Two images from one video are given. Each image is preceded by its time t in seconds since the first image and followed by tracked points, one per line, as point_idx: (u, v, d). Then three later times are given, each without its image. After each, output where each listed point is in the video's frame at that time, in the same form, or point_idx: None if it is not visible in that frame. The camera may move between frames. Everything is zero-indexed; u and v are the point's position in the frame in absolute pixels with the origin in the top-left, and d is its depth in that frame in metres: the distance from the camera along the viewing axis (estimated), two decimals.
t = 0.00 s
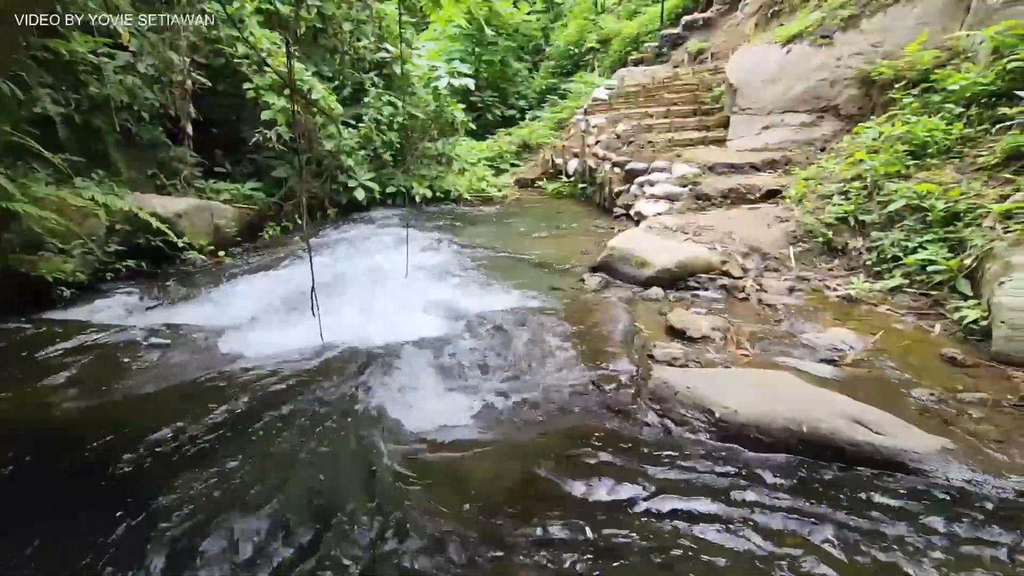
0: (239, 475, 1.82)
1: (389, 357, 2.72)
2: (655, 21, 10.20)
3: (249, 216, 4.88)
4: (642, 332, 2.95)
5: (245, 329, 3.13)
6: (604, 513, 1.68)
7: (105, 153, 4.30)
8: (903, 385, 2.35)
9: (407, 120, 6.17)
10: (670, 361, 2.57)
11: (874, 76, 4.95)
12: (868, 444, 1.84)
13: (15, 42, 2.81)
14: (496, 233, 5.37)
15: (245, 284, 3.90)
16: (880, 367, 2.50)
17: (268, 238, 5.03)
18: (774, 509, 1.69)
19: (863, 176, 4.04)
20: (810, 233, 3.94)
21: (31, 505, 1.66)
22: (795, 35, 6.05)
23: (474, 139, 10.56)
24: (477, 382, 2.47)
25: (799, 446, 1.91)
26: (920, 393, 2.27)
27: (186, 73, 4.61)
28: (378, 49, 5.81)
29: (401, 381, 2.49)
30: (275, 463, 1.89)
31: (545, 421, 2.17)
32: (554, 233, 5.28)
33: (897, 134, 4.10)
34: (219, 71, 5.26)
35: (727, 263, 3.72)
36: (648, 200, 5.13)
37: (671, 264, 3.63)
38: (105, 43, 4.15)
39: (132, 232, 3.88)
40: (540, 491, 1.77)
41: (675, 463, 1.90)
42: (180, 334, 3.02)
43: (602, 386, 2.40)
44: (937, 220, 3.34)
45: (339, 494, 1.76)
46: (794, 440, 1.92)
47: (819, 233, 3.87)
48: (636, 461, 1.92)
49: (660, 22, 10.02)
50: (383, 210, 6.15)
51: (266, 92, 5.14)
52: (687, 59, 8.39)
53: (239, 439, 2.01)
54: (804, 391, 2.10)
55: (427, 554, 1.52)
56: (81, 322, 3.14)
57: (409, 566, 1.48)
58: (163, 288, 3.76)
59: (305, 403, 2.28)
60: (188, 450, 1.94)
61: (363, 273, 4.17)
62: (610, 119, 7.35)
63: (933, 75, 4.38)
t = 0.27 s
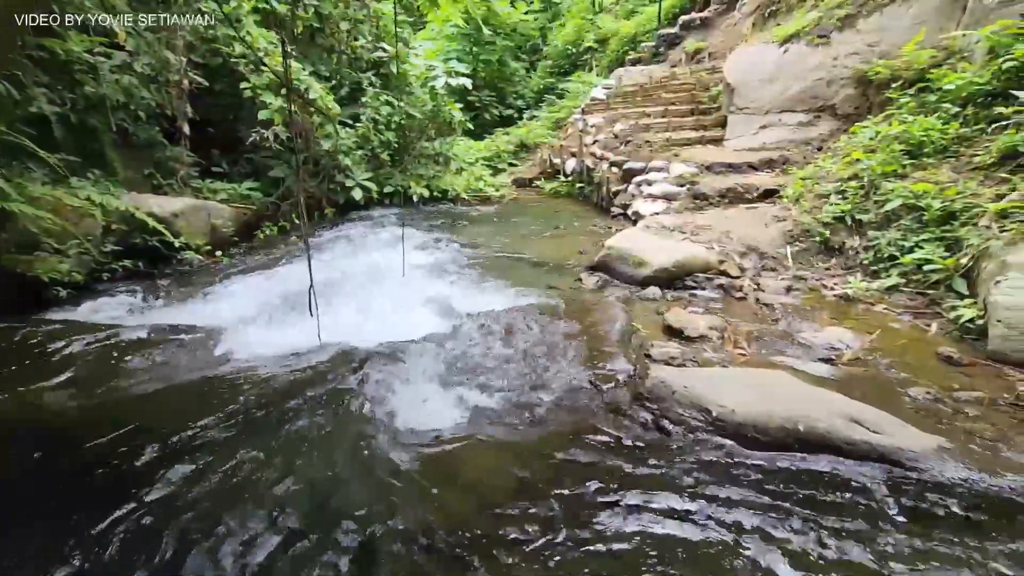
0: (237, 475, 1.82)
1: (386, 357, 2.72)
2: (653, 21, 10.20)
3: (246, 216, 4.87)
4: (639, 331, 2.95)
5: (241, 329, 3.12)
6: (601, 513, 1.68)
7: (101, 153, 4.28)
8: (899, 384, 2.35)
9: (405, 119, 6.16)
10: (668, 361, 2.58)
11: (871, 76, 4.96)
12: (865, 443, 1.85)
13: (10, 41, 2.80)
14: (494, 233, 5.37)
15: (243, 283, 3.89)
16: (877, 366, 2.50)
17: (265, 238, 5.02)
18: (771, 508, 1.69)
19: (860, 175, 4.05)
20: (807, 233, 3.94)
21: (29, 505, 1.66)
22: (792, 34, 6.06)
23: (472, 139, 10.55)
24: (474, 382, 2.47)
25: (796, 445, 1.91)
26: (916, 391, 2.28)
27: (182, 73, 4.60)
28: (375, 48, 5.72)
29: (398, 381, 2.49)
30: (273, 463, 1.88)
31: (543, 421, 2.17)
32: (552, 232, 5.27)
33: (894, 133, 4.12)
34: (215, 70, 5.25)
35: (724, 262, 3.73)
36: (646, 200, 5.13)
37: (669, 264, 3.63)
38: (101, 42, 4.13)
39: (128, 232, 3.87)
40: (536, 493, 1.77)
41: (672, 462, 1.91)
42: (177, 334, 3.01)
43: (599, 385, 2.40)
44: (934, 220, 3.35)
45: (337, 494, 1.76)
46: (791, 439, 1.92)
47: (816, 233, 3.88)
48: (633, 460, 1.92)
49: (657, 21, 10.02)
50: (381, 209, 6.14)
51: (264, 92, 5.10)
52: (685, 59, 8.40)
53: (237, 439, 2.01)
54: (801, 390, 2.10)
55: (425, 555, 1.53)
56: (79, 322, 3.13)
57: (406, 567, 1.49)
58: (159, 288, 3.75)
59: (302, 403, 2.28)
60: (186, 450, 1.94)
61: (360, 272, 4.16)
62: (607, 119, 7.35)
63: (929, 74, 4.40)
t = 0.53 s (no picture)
0: (236, 476, 1.82)
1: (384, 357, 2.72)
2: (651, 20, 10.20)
3: (243, 216, 4.86)
4: (637, 331, 2.96)
5: (238, 329, 3.11)
6: (598, 513, 1.69)
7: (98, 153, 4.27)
8: (896, 383, 2.36)
9: (402, 119, 6.15)
10: (665, 360, 2.58)
11: (868, 75, 4.97)
12: (861, 442, 1.86)
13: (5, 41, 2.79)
14: (492, 232, 5.37)
15: (240, 283, 3.89)
16: (873, 365, 2.51)
17: (262, 238, 5.01)
18: (768, 508, 1.70)
19: (857, 175, 4.06)
20: (804, 232, 3.95)
21: (29, 506, 1.67)
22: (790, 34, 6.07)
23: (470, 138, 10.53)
24: (472, 382, 2.47)
25: (792, 444, 1.92)
26: (912, 390, 2.29)
27: (179, 73, 4.59)
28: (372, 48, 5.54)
29: (396, 380, 2.49)
30: (271, 464, 1.89)
31: (540, 420, 2.18)
32: (549, 232, 5.27)
33: (891, 133, 4.13)
34: (212, 70, 5.23)
35: (722, 262, 3.73)
36: (643, 199, 5.14)
37: (666, 263, 3.63)
38: (97, 42, 4.12)
39: (125, 232, 3.85)
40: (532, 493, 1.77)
41: (669, 462, 1.91)
42: (174, 334, 3.00)
43: (596, 385, 2.41)
44: (930, 219, 3.36)
45: (335, 496, 1.76)
46: (788, 438, 1.93)
47: (813, 232, 3.89)
48: (631, 459, 1.93)
49: (655, 21, 10.02)
50: (378, 209, 6.14)
51: (261, 92, 5.09)
52: (682, 58, 8.40)
53: (235, 439, 2.01)
54: (798, 390, 2.11)
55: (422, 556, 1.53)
56: (76, 322, 3.13)
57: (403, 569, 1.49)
58: (156, 289, 3.74)
59: (300, 404, 2.28)
60: (184, 450, 1.94)
61: (358, 272, 4.16)
62: (605, 118, 7.35)
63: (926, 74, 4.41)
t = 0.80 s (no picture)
0: (234, 475, 1.82)
1: (382, 356, 2.72)
2: (648, 20, 10.21)
3: (240, 215, 4.85)
4: (634, 330, 2.96)
5: (235, 329, 3.11)
6: (597, 511, 1.68)
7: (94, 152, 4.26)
8: (892, 381, 2.37)
9: (399, 119, 6.15)
10: (663, 359, 2.58)
11: (865, 75, 4.99)
12: (858, 441, 1.86)
13: None
14: (489, 232, 5.37)
15: (238, 283, 3.88)
16: (870, 364, 2.52)
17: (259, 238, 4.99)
18: (766, 506, 1.70)
19: (853, 174, 4.07)
20: (801, 231, 3.96)
21: (28, 503, 1.66)
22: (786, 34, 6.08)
23: (467, 138, 10.52)
24: (469, 381, 2.47)
25: (789, 442, 1.92)
26: (909, 389, 2.29)
27: (175, 72, 4.57)
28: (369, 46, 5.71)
29: (394, 381, 2.48)
30: (270, 464, 1.88)
31: (539, 420, 2.17)
32: (547, 232, 5.27)
33: (888, 133, 4.15)
34: (208, 69, 5.22)
35: (719, 262, 3.74)
36: (641, 199, 5.14)
37: (664, 263, 3.64)
38: (92, 41, 4.10)
39: (121, 232, 3.84)
40: (528, 492, 1.77)
41: (668, 461, 1.91)
42: (171, 334, 2.99)
43: (594, 384, 2.41)
44: (927, 218, 3.37)
45: (333, 494, 1.75)
46: (785, 436, 1.93)
47: (810, 232, 3.90)
48: (630, 459, 1.93)
49: (652, 21, 10.03)
50: (376, 209, 6.12)
51: (258, 91, 5.07)
52: (679, 58, 8.42)
53: (233, 438, 2.01)
54: (795, 388, 2.11)
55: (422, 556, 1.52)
56: (71, 322, 3.12)
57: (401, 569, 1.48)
58: (152, 288, 3.73)
59: (297, 403, 2.27)
60: (182, 450, 1.94)
61: (356, 272, 4.15)
62: (602, 118, 7.35)
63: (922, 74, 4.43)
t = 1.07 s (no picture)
0: (232, 475, 1.82)
1: (379, 356, 2.72)
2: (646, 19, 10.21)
3: (237, 214, 4.84)
4: (632, 329, 2.97)
5: (232, 329, 3.10)
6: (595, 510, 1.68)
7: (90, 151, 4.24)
8: (889, 380, 2.38)
9: (397, 118, 6.14)
10: (660, 358, 2.59)
11: (862, 74, 5.00)
12: (855, 440, 1.87)
13: None
14: (487, 231, 5.36)
15: (236, 283, 3.88)
16: (866, 363, 2.53)
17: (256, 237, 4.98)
18: (764, 504, 1.70)
19: (850, 173, 4.08)
20: (798, 230, 3.97)
21: (26, 503, 1.66)
22: (783, 33, 6.09)
23: (465, 138, 10.52)
24: (467, 381, 2.47)
25: (786, 441, 1.93)
26: (906, 387, 2.30)
27: (172, 71, 4.56)
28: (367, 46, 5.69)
29: (392, 380, 2.48)
30: (268, 463, 1.88)
31: (536, 419, 2.18)
32: (545, 231, 5.27)
33: (884, 132, 4.16)
34: (205, 68, 5.20)
35: (716, 261, 3.74)
36: (638, 198, 5.14)
37: (661, 261, 3.64)
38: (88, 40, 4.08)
39: (117, 232, 3.83)
40: (526, 492, 1.76)
41: (665, 460, 1.92)
42: (168, 334, 2.99)
43: (592, 384, 2.40)
44: (923, 217, 3.38)
45: (330, 494, 1.75)
46: (782, 435, 1.94)
47: (807, 230, 3.91)
48: (628, 458, 1.93)
49: (649, 20, 10.03)
50: (374, 208, 6.12)
51: (255, 90, 5.05)
52: (677, 58, 8.42)
53: (230, 438, 2.00)
54: (792, 387, 2.12)
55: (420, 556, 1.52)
56: (68, 322, 3.11)
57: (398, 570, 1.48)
58: (149, 288, 3.72)
59: (294, 402, 2.27)
60: (180, 449, 1.94)
61: (354, 272, 4.15)
62: (600, 117, 7.35)
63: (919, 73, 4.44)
